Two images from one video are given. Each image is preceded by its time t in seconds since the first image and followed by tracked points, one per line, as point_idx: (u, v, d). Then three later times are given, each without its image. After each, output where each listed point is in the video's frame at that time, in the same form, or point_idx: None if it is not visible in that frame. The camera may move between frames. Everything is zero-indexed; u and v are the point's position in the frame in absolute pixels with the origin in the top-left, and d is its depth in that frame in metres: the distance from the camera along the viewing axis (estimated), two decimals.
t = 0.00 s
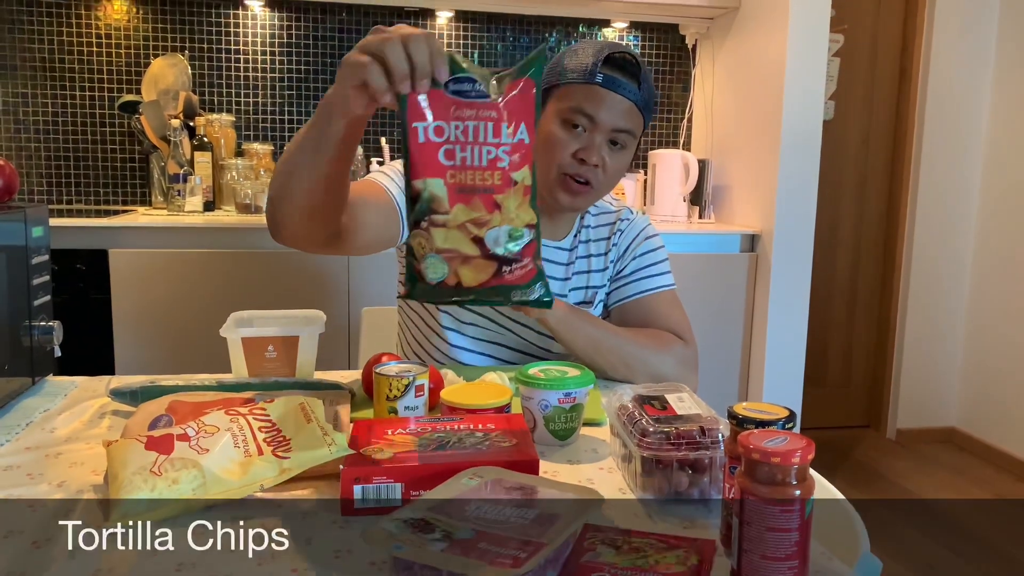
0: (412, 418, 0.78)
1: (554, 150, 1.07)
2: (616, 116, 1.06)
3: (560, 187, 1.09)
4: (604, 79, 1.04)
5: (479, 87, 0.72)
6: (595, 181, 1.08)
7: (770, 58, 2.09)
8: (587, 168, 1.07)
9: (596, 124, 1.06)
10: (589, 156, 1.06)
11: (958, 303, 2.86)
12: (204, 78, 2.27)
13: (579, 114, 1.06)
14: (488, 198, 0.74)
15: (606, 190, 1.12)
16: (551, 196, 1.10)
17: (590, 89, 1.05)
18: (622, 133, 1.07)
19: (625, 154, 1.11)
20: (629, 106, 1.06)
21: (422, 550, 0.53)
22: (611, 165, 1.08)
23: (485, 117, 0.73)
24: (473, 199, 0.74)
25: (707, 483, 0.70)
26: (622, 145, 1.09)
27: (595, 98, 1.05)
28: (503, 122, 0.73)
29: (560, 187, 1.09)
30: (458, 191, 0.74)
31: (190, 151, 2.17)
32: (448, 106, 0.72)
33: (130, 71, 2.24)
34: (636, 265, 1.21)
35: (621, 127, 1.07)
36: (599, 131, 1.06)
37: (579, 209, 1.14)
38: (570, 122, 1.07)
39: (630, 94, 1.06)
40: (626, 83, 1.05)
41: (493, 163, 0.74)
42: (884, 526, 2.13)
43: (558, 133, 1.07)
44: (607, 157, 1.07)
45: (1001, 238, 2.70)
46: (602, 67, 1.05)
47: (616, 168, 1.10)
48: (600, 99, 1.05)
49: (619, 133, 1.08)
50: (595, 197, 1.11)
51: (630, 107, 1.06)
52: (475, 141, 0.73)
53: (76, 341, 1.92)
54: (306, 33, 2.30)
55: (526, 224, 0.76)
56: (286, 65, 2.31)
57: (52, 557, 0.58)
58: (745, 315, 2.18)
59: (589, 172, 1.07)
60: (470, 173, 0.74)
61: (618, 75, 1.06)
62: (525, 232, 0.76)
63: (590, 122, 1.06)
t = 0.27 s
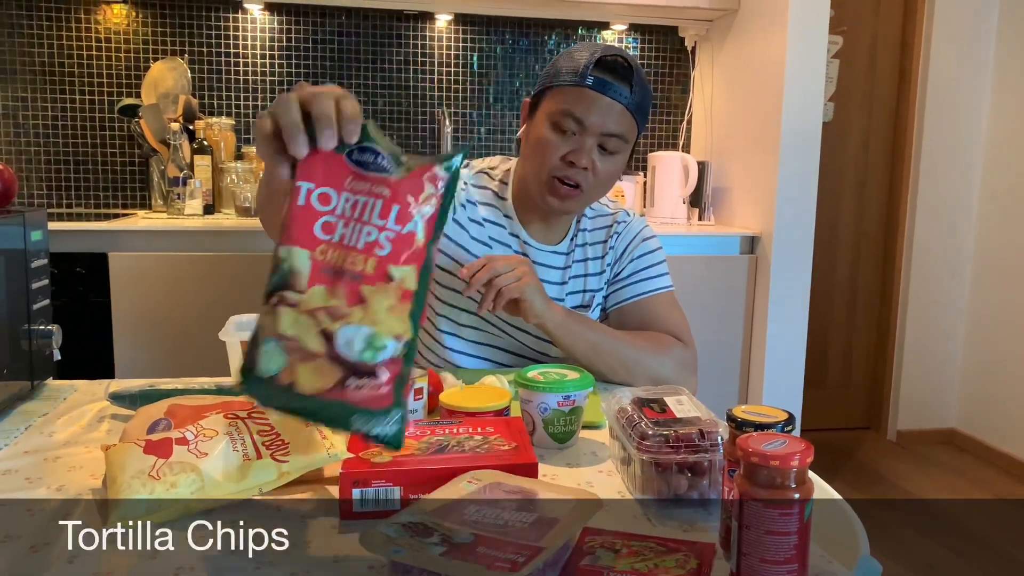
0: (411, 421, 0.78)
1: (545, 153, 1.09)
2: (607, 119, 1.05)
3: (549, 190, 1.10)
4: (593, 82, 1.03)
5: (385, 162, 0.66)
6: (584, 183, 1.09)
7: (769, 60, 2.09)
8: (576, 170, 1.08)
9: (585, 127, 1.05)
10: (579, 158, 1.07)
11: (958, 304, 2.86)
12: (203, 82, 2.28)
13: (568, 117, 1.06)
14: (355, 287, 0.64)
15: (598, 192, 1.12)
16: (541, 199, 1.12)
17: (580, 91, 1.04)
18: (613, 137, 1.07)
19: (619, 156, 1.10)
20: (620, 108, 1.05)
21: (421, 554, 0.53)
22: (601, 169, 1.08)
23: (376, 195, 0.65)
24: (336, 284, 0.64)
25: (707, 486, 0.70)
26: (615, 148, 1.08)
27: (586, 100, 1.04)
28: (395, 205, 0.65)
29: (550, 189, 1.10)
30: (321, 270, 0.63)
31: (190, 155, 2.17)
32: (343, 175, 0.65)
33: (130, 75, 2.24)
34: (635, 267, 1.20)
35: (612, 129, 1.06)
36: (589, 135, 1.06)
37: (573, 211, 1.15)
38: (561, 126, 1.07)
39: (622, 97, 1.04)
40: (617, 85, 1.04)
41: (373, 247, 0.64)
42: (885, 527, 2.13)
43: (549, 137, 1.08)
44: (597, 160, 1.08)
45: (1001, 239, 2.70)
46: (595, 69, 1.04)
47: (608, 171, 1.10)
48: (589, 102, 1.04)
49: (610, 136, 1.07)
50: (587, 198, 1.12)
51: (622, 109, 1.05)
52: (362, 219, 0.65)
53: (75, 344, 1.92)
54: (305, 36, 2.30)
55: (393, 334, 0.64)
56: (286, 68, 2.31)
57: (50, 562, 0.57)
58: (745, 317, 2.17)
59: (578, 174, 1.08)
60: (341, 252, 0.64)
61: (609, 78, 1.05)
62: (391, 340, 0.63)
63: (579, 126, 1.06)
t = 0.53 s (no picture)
0: (411, 420, 0.78)
1: (545, 147, 1.08)
2: (609, 116, 1.06)
3: (548, 184, 1.09)
4: (598, 78, 1.04)
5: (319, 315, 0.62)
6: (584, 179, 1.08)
7: (769, 58, 2.09)
8: (576, 165, 1.07)
9: (587, 122, 1.06)
10: (579, 153, 1.07)
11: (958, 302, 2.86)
12: (203, 79, 2.27)
13: (571, 112, 1.06)
14: (247, 470, 0.55)
15: (598, 191, 1.11)
16: (539, 195, 1.11)
17: (584, 87, 1.05)
18: (615, 134, 1.07)
19: (619, 155, 1.10)
20: (623, 106, 1.06)
21: (420, 553, 0.53)
22: (602, 165, 1.08)
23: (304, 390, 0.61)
24: (225, 471, 0.55)
25: (708, 484, 0.69)
26: (616, 146, 1.08)
27: (589, 96, 1.05)
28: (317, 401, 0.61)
29: (550, 185, 1.09)
30: (214, 458, 0.56)
31: (189, 152, 2.16)
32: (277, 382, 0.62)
33: (129, 72, 2.24)
34: (635, 266, 1.20)
35: (614, 127, 1.07)
36: (591, 130, 1.06)
37: (572, 210, 1.14)
38: (563, 121, 1.07)
39: (625, 94, 1.05)
40: (620, 83, 1.05)
41: (278, 449, 0.57)
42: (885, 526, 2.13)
43: (551, 131, 1.08)
44: (597, 157, 1.07)
45: (1001, 237, 2.70)
46: (599, 66, 1.05)
47: (608, 169, 1.10)
48: (593, 97, 1.05)
49: (611, 133, 1.07)
50: (586, 196, 1.11)
51: (625, 107, 1.06)
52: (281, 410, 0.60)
53: (75, 343, 1.92)
54: (304, 33, 2.29)
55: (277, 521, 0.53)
56: (286, 66, 2.30)
57: (49, 560, 0.57)
58: (745, 316, 2.17)
59: (578, 169, 1.07)
60: (243, 444, 0.57)
61: (613, 76, 1.05)
62: (264, 531, 0.52)
63: (582, 121, 1.06)
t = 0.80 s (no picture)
0: (413, 417, 0.78)
1: (555, 143, 1.08)
2: (620, 116, 1.06)
3: (556, 180, 1.09)
4: (611, 77, 1.05)
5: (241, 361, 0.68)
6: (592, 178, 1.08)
7: (771, 57, 2.08)
8: (584, 163, 1.07)
9: (599, 120, 1.06)
10: (588, 151, 1.06)
11: (959, 302, 2.86)
12: (205, 75, 2.27)
13: (583, 109, 1.07)
14: (253, 489, 0.57)
15: (604, 190, 1.11)
16: (546, 189, 1.11)
17: (597, 86, 1.05)
18: (625, 135, 1.07)
19: (628, 156, 1.10)
20: (634, 107, 1.06)
21: (422, 550, 0.53)
22: (610, 164, 1.08)
23: (315, 431, 0.64)
24: (234, 487, 0.57)
25: (709, 484, 0.70)
26: (625, 147, 1.09)
27: (601, 95, 1.05)
28: (327, 441, 0.63)
29: (557, 181, 1.09)
30: (224, 474, 0.58)
31: (191, 149, 2.16)
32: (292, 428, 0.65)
33: (131, 68, 2.24)
34: (640, 264, 1.20)
35: (625, 127, 1.07)
36: (601, 129, 1.06)
37: (578, 208, 1.14)
38: (575, 118, 1.07)
39: (637, 96, 1.06)
40: (633, 84, 1.05)
41: (287, 471, 0.60)
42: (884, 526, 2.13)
43: (562, 127, 1.08)
44: (606, 156, 1.07)
45: (1002, 237, 2.70)
46: (613, 66, 1.06)
47: (616, 169, 1.09)
48: (605, 96, 1.05)
49: (622, 133, 1.07)
50: (592, 195, 1.11)
51: (636, 109, 1.06)
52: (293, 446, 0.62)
53: (76, 339, 1.92)
54: (307, 30, 2.29)
55: (278, 534, 0.54)
56: (288, 63, 2.30)
57: (53, 556, 0.57)
58: (746, 314, 2.17)
59: (586, 167, 1.07)
60: (253, 466, 0.60)
61: (626, 76, 1.06)
62: (273, 539, 0.53)
63: (593, 119, 1.06)
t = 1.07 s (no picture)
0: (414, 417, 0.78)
1: (566, 144, 1.08)
2: (629, 117, 1.07)
3: (567, 181, 1.08)
4: (621, 79, 1.05)
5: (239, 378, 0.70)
6: (602, 179, 1.08)
7: (774, 56, 2.08)
8: (595, 164, 1.07)
9: (609, 121, 1.07)
10: (599, 152, 1.06)
11: (961, 301, 2.85)
12: (207, 74, 2.27)
13: (593, 110, 1.07)
14: (255, 487, 0.57)
15: (612, 191, 1.11)
16: (556, 191, 1.10)
17: (606, 87, 1.06)
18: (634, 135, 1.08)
19: (634, 156, 1.11)
20: (642, 108, 1.07)
21: (423, 551, 0.53)
22: (620, 165, 1.08)
23: (317, 431, 0.64)
24: (236, 486, 0.57)
25: (711, 483, 0.70)
26: (633, 147, 1.09)
27: (611, 96, 1.06)
28: (330, 441, 0.63)
29: (568, 182, 1.09)
30: (225, 474, 0.59)
31: (193, 147, 2.16)
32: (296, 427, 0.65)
33: (133, 67, 2.24)
34: (640, 263, 1.20)
35: (633, 128, 1.08)
36: (611, 129, 1.07)
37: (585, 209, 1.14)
38: (584, 119, 1.08)
39: (645, 97, 1.07)
40: (642, 85, 1.06)
41: (289, 471, 0.60)
42: (886, 525, 2.13)
43: (571, 128, 1.08)
44: (616, 156, 1.08)
45: (1005, 236, 2.69)
46: (620, 68, 1.06)
47: (624, 169, 1.10)
48: (615, 97, 1.06)
49: (630, 134, 1.08)
50: (600, 196, 1.11)
51: (644, 110, 1.08)
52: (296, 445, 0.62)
53: (78, 337, 1.92)
54: (309, 29, 2.29)
55: (280, 533, 0.53)
56: (290, 62, 2.30)
57: (53, 555, 0.57)
58: (748, 313, 2.17)
59: (597, 168, 1.07)
60: (255, 466, 0.60)
61: (635, 78, 1.07)
62: (273, 540, 0.53)
63: (603, 120, 1.07)
